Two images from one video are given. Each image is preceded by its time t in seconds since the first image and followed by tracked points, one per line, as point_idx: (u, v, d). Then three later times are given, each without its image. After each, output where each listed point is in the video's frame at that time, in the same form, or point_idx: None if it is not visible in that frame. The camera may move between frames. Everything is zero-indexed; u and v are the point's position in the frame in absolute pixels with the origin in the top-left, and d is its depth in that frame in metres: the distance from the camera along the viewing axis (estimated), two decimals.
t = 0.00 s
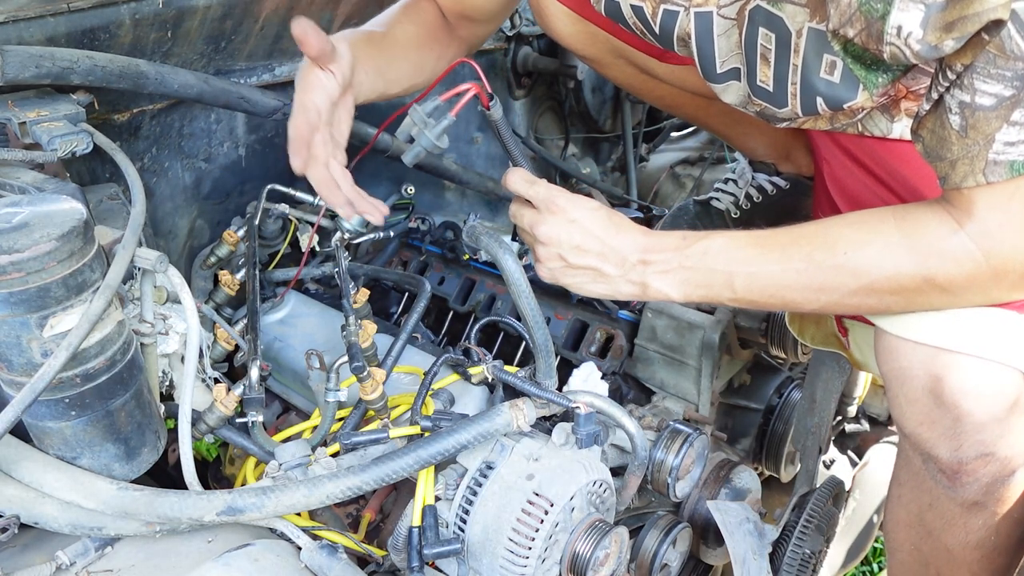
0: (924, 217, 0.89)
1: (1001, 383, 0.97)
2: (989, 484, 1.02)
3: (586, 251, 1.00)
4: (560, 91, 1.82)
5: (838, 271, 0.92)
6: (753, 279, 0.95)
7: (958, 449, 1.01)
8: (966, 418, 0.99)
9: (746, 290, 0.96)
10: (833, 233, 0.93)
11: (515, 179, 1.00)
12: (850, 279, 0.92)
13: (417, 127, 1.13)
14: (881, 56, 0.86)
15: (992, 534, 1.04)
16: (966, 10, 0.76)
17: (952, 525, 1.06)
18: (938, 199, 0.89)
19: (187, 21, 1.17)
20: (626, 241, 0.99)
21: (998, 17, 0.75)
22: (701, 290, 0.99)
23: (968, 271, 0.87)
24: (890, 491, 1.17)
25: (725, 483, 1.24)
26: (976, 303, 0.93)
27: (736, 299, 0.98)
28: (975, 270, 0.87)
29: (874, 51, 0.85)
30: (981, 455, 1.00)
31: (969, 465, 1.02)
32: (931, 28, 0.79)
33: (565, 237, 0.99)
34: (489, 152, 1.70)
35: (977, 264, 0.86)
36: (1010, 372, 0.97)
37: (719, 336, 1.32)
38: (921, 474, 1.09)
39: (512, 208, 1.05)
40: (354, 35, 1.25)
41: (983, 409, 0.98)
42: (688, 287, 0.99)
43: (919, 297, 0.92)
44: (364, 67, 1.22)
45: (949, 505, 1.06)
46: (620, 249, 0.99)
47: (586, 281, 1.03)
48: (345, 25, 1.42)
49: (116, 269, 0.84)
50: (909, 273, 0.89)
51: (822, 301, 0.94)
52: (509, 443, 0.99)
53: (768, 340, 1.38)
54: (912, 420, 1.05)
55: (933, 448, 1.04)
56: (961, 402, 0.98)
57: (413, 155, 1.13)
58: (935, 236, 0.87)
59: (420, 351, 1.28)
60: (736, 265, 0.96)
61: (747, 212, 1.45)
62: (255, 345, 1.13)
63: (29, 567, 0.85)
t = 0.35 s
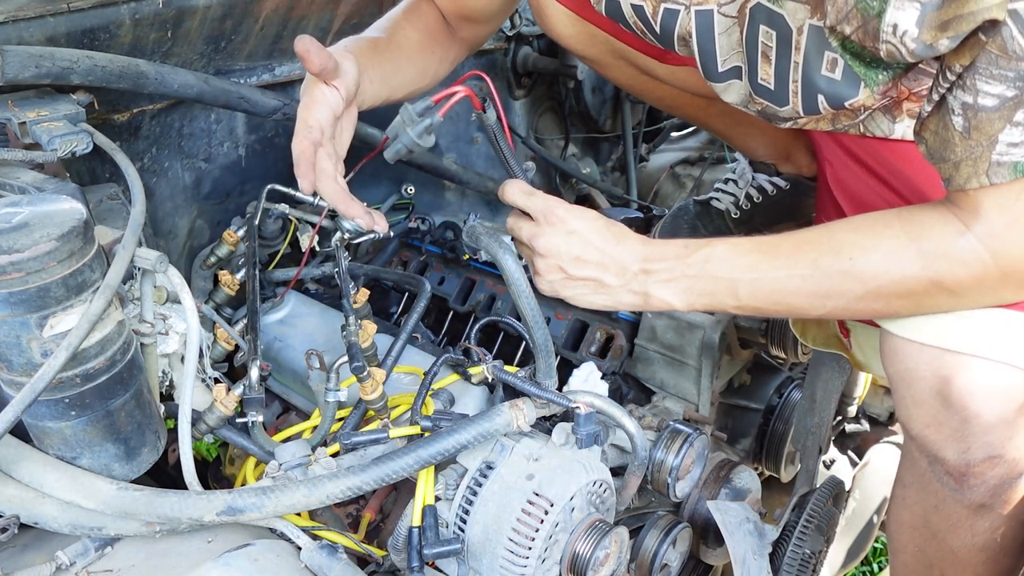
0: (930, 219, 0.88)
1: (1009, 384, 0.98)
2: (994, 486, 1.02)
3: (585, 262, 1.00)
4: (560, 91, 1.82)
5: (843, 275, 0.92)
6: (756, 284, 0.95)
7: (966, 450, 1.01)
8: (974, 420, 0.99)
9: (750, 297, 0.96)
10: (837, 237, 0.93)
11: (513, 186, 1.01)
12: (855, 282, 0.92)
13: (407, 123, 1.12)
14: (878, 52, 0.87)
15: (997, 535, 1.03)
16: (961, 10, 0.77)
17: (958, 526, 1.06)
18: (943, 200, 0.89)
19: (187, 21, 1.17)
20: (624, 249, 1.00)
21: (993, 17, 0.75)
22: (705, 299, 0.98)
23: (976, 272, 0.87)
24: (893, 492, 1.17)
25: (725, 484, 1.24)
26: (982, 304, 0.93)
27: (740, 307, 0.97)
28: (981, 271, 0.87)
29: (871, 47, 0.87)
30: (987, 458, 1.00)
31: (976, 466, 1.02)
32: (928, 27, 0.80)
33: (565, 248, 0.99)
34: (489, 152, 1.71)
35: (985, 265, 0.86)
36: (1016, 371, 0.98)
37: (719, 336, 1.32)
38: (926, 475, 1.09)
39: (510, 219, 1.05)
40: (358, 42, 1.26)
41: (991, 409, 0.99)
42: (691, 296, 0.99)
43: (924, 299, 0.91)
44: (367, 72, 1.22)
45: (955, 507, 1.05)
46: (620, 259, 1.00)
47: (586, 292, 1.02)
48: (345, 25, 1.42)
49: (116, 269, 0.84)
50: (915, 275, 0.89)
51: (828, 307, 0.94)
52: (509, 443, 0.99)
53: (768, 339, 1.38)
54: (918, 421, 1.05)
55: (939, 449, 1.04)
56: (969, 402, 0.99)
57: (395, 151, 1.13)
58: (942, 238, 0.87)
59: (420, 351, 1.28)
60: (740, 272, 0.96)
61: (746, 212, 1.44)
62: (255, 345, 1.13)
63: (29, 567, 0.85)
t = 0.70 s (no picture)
0: (932, 219, 0.88)
1: (1008, 384, 0.97)
2: (993, 485, 1.02)
3: (586, 257, 0.99)
4: (560, 91, 1.82)
5: (845, 276, 0.92)
6: (758, 283, 0.95)
7: (963, 449, 1.01)
8: (972, 418, 0.99)
9: (751, 293, 0.96)
10: (838, 236, 0.93)
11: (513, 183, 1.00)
12: (856, 282, 0.92)
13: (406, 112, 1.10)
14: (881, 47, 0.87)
15: (995, 533, 1.03)
16: (963, 6, 0.76)
17: (954, 525, 1.06)
18: (945, 200, 0.89)
19: (187, 20, 1.17)
20: (623, 246, 0.99)
21: (996, 13, 0.75)
22: (704, 297, 0.99)
23: (977, 271, 0.87)
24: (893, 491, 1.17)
25: (725, 483, 1.24)
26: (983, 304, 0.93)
27: (740, 304, 0.98)
28: (983, 271, 0.87)
29: (873, 41, 0.87)
30: (985, 456, 1.00)
31: (974, 465, 1.01)
32: (930, 22, 0.79)
33: (565, 243, 0.99)
34: (489, 151, 1.71)
35: (986, 265, 0.86)
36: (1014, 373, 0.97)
37: (719, 336, 1.32)
38: (925, 474, 1.09)
39: (509, 214, 1.05)
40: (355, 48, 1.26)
41: (990, 408, 0.98)
42: (690, 293, 0.99)
43: (926, 299, 0.92)
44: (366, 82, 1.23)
45: (953, 505, 1.06)
46: (620, 256, 0.99)
47: (586, 288, 1.02)
48: (345, 25, 1.42)
49: (116, 269, 0.84)
50: (916, 275, 0.89)
51: (829, 307, 0.95)
52: (509, 443, 0.99)
53: (768, 339, 1.38)
54: (917, 420, 1.05)
55: (938, 449, 1.04)
56: (968, 402, 0.99)
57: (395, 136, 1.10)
58: (944, 237, 0.87)
59: (421, 351, 1.28)
60: (741, 271, 0.96)
61: (746, 213, 1.44)
62: (255, 345, 1.13)
63: (29, 567, 0.85)
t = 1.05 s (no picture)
0: (934, 220, 0.88)
1: (1012, 386, 0.97)
2: (995, 487, 1.02)
3: (586, 259, 0.99)
4: (560, 91, 1.82)
5: (847, 277, 0.92)
6: (758, 284, 0.95)
7: (967, 451, 1.01)
8: (976, 420, 0.99)
9: (752, 296, 0.96)
10: (839, 237, 0.93)
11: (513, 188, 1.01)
12: (857, 283, 0.92)
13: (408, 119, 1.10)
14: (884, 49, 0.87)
15: (997, 535, 1.05)
16: (967, 7, 0.76)
17: (957, 527, 1.07)
18: (947, 201, 0.89)
19: (187, 20, 1.17)
20: (622, 248, 1.00)
21: (999, 15, 0.75)
22: (705, 297, 0.98)
23: (980, 272, 0.87)
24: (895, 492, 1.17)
25: (725, 483, 1.24)
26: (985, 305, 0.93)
27: (742, 306, 0.97)
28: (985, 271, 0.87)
29: (877, 44, 0.87)
30: (989, 458, 1.00)
31: (978, 467, 1.01)
32: (933, 24, 0.79)
33: (565, 246, 0.99)
34: (489, 152, 1.71)
35: (988, 266, 0.87)
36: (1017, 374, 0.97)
37: (719, 336, 1.32)
38: (928, 476, 1.09)
39: (511, 218, 1.05)
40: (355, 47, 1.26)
41: (993, 410, 0.98)
42: (692, 294, 0.98)
43: (928, 300, 0.91)
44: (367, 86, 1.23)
45: (957, 507, 1.06)
46: (620, 258, 1.00)
47: (586, 291, 1.02)
48: (345, 26, 1.42)
49: (116, 269, 0.84)
50: (919, 277, 0.89)
51: (830, 308, 0.94)
52: (509, 443, 0.99)
53: (768, 339, 1.38)
54: (919, 421, 1.05)
55: (940, 450, 1.04)
56: (972, 403, 0.98)
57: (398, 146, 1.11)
58: (946, 238, 0.87)
59: (421, 351, 1.28)
60: (742, 272, 0.96)
61: (746, 213, 1.44)
62: (255, 345, 1.13)
63: (29, 567, 0.85)
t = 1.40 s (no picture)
0: (935, 221, 0.89)
1: (1012, 386, 0.97)
2: (996, 487, 1.02)
3: (586, 261, 0.99)
4: (560, 91, 1.82)
5: (848, 278, 0.92)
6: (759, 285, 0.95)
7: (967, 451, 1.01)
8: (976, 420, 0.99)
9: (753, 297, 0.96)
10: (838, 238, 0.93)
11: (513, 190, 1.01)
12: (857, 283, 0.92)
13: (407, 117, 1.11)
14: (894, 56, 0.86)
15: (998, 535, 1.05)
16: (981, 10, 0.76)
17: (957, 527, 1.07)
18: (949, 201, 0.89)
19: (187, 20, 1.17)
20: (624, 248, 1.00)
21: (1014, 16, 0.75)
22: (706, 298, 0.99)
23: (982, 273, 0.87)
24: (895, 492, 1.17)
25: (725, 483, 1.24)
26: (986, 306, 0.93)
27: (744, 308, 0.97)
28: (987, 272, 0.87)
29: (887, 50, 0.86)
30: (990, 458, 1.00)
31: (978, 467, 1.02)
32: (946, 28, 0.79)
33: (565, 246, 0.99)
34: (489, 152, 1.71)
35: (989, 267, 0.87)
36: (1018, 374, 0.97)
37: (719, 336, 1.32)
38: (928, 476, 1.09)
39: (511, 220, 1.05)
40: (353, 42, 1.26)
41: (994, 410, 0.98)
42: (692, 295, 0.98)
43: (929, 301, 0.92)
44: (366, 85, 1.23)
45: (956, 507, 1.06)
46: (621, 258, 1.00)
47: (585, 292, 1.02)
48: (345, 26, 1.42)
49: (116, 269, 0.84)
50: (921, 277, 0.89)
51: (831, 309, 0.94)
52: (509, 443, 0.99)
53: (767, 339, 1.38)
54: (919, 421, 1.05)
55: (940, 450, 1.04)
56: (972, 403, 0.98)
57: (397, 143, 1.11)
58: (947, 239, 0.87)
59: (421, 351, 1.28)
60: (743, 273, 0.96)
61: (746, 213, 1.44)
62: (255, 345, 1.13)
63: (29, 567, 0.85)
